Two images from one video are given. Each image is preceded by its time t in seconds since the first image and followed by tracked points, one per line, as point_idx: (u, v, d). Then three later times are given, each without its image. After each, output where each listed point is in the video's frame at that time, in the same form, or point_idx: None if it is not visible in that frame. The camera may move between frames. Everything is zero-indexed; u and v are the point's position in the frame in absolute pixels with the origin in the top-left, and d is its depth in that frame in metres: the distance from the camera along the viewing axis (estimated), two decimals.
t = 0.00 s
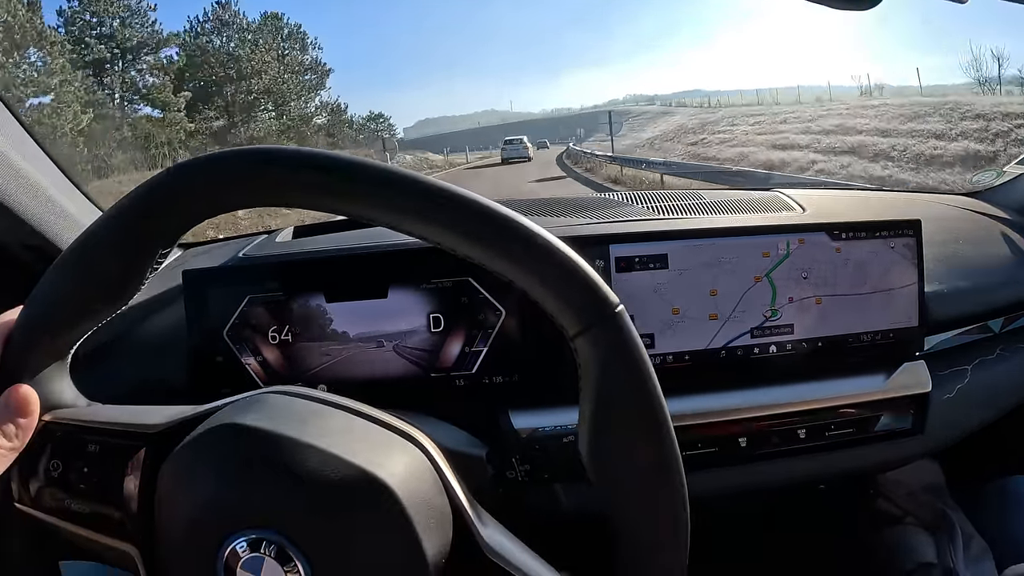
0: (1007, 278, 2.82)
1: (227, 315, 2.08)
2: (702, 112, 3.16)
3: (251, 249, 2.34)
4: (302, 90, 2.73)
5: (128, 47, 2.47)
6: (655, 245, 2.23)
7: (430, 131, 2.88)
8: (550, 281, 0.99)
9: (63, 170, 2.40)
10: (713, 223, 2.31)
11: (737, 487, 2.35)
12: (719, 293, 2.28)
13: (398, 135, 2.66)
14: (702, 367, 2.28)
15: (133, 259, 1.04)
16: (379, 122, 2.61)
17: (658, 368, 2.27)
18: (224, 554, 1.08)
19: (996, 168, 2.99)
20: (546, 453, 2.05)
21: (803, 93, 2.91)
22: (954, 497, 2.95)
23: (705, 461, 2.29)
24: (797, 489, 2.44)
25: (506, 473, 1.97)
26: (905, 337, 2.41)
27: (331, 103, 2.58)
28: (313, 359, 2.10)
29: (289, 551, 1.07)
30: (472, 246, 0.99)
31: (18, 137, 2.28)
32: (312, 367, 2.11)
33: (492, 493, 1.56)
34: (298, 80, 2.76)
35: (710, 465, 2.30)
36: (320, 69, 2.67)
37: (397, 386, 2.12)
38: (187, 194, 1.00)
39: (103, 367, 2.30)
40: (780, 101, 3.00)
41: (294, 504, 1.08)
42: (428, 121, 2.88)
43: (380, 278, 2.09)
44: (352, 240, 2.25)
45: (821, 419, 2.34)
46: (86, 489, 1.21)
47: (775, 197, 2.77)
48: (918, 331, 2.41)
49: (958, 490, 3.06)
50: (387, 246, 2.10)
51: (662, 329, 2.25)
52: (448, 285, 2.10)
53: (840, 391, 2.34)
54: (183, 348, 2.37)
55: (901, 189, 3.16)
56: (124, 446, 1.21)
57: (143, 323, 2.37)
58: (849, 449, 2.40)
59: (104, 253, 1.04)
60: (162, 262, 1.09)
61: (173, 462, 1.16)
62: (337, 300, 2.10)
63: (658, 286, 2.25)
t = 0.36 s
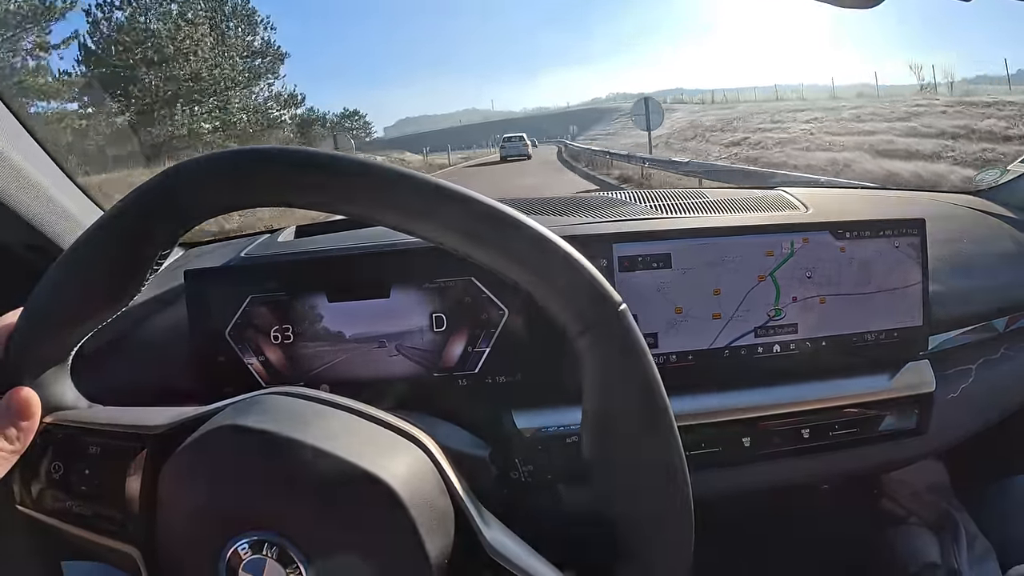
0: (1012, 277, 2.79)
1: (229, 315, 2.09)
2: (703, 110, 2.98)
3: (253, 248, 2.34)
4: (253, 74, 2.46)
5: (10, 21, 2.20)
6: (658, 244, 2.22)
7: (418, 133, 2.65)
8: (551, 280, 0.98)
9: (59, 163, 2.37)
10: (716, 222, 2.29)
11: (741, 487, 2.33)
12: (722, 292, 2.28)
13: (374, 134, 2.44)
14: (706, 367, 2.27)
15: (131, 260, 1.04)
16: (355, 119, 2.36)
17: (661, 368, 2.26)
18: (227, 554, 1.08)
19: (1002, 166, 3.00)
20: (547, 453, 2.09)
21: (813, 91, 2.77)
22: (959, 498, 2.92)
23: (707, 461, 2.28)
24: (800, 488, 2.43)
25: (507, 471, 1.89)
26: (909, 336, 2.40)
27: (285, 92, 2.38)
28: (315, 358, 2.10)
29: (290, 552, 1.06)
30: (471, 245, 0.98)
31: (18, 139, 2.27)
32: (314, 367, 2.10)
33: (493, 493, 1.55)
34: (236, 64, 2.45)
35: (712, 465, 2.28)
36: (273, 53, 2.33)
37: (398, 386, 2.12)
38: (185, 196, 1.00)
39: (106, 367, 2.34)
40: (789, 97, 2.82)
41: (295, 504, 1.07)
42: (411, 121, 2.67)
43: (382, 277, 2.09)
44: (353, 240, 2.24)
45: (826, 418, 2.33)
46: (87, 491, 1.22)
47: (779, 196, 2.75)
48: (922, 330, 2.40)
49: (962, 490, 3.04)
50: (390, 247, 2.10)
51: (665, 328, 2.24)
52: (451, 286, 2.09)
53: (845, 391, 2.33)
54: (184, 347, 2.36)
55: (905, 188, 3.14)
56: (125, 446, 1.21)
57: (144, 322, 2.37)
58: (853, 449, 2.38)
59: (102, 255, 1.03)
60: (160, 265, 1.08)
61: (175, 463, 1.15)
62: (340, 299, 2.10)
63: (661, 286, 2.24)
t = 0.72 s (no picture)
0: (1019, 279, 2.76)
1: (229, 311, 2.06)
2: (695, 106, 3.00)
3: (254, 244, 2.32)
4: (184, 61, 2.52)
5: None
6: (661, 243, 2.20)
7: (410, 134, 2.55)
8: (553, 276, 0.96)
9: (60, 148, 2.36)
10: (720, 221, 2.27)
11: (743, 489, 2.31)
12: (726, 292, 2.25)
13: (351, 131, 2.44)
14: (709, 367, 2.25)
15: (122, 259, 1.02)
16: (330, 118, 2.38)
17: (663, 368, 2.24)
18: (221, 553, 1.06)
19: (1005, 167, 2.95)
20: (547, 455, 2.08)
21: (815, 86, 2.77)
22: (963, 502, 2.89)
23: (709, 462, 2.25)
24: (802, 491, 2.41)
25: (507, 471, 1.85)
26: (914, 338, 2.37)
27: (228, 82, 2.52)
28: (315, 355, 2.09)
29: (285, 552, 1.04)
30: (472, 241, 0.96)
31: (18, 133, 2.25)
32: (314, 364, 2.09)
33: (493, 492, 1.53)
34: (143, 45, 2.39)
35: (714, 466, 2.26)
36: (209, 32, 2.42)
37: (398, 383, 2.10)
38: (177, 192, 0.98)
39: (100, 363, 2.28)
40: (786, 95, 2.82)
41: (290, 503, 1.05)
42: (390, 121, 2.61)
43: (383, 274, 2.08)
44: (353, 236, 2.23)
45: (829, 420, 2.31)
46: (82, 487, 1.19)
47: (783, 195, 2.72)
48: (928, 332, 2.37)
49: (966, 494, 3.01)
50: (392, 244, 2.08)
51: (667, 328, 2.22)
52: (452, 283, 2.08)
53: (850, 393, 2.30)
54: (183, 343, 2.34)
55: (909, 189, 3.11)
56: (120, 442, 1.18)
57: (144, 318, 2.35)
58: (857, 452, 2.36)
59: (92, 253, 1.01)
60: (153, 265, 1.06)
61: (169, 462, 1.13)
62: (339, 296, 2.09)
63: (664, 285, 2.23)
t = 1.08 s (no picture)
0: None
1: (231, 307, 2.05)
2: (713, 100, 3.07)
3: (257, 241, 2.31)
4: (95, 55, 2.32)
5: None
6: (666, 241, 2.19)
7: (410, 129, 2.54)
8: (548, 270, 0.95)
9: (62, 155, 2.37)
10: (726, 219, 2.26)
11: (745, 490, 2.29)
12: (730, 291, 2.24)
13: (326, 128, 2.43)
14: (714, 367, 2.24)
15: (119, 255, 1.01)
16: (301, 116, 2.38)
17: (667, 367, 2.23)
18: (219, 552, 1.05)
19: (1014, 167, 2.83)
20: (551, 454, 2.07)
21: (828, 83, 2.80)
22: (968, 504, 2.87)
23: (712, 462, 2.24)
24: (805, 492, 2.39)
25: (509, 471, 1.85)
26: (919, 340, 2.35)
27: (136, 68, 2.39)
28: (319, 353, 2.09)
29: (283, 552, 1.03)
30: (468, 236, 0.95)
31: (21, 128, 2.25)
32: (318, 361, 2.10)
33: (496, 490, 1.52)
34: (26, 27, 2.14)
35: (717, 467, 2.25)
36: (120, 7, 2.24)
37: (401, 382, 2.10)
38: (173, 190, 0.97)
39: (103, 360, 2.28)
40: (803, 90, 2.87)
41: (288, 502, 1.04)
42: (374, 119, 2.57)
43: (384, 271, 2.06)
44: (356, 233, 2.21)
45: (833, 421, 2.29)
46: (82, 487, 1.18)
47: (789, 195, 2.70)
48: (933, 333, 2.35)
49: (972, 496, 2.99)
50: (396, 242, 2.06)
51: (671, 327, 2.21)
52: (455, 280, 2.05)
53: (854, 394, 2.29)
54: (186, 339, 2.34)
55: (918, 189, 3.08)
56: (116, 444, 1.18)
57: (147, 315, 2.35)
58: (861, 454, 2.35)
59: (91, 252, 1.01)
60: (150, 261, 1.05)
61: (166, 461, 1.12)
62: (341, 293, 2.07)
63: (668, 284, 2.21)
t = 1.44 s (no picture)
0: None
1: (234, 308, 2.05)
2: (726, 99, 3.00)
3: (261, 241, 2.31)
4: None
5: None
6: (669, 242, 2.19)
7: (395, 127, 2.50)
8: (532, 256, 0.95)
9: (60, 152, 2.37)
10: (729, 220, 2.25)
11: (748, 492, 2.29)
12: (734, 292, 2.24)
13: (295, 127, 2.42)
14: (717, 368, 2.23)
15: (114, 259, 1.01)
16: (274, 116, 2.35)
17: (670, 368, 2.22)
18: (219, 555, 1.05)
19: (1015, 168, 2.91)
20: (554, 455, 2.07)
21: (843, 84, 2.79)
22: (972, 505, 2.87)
23: (714, 464, 2.24)
24: (808, 494, 2.39)
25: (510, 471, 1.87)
26: (922, 341, 2.35)
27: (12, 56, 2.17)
28: (323, 352, 2.09)
29: (283, 551, 1.03)
30: (455, 228, 0.95)
31: (23, 130, 2.25)
32: (323, 362, 2.10)
33: (497, 491, 1.52)
34: None
35: (720, 468, 2.25)
36: None
37: (405, 382, 2.10)
38: (172, 192, 0.97)
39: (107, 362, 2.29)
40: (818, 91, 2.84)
41: (287, 500, 1.04)
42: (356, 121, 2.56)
43: (387, 271, 2.06)
44: (358, 234, 2.22)
45: (835, 422, 2.29)
46: (85, 501, 1.19)
47: (793, 195, 2.69)
48: (936, 334, 2.35)
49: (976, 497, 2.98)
50: (401, 243, 2.07)
51: (674, 328, 2.21)
52: (458, 281, 2.06)
53: (856, 395, 2.29)
54: (190, 341, 2.35)
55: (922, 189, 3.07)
56: (115, 456, 1.18)
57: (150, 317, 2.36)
58: (864, 455, 2.34)
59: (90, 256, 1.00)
60: (144, 262, 1.04)
61: (164, 467, 1.13)
62: (344, 293, 2.08)
63: (671, 284, 2.21)
